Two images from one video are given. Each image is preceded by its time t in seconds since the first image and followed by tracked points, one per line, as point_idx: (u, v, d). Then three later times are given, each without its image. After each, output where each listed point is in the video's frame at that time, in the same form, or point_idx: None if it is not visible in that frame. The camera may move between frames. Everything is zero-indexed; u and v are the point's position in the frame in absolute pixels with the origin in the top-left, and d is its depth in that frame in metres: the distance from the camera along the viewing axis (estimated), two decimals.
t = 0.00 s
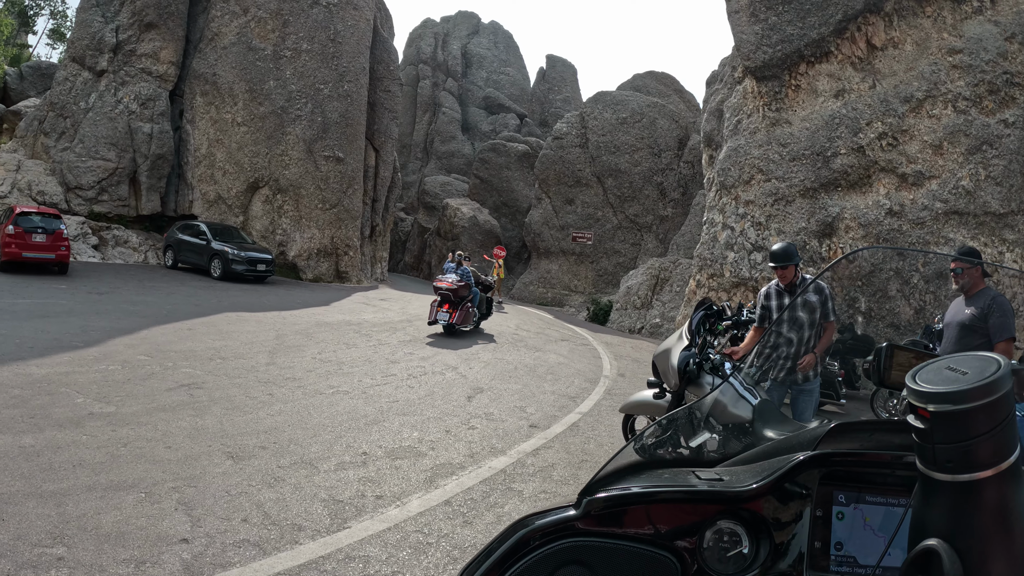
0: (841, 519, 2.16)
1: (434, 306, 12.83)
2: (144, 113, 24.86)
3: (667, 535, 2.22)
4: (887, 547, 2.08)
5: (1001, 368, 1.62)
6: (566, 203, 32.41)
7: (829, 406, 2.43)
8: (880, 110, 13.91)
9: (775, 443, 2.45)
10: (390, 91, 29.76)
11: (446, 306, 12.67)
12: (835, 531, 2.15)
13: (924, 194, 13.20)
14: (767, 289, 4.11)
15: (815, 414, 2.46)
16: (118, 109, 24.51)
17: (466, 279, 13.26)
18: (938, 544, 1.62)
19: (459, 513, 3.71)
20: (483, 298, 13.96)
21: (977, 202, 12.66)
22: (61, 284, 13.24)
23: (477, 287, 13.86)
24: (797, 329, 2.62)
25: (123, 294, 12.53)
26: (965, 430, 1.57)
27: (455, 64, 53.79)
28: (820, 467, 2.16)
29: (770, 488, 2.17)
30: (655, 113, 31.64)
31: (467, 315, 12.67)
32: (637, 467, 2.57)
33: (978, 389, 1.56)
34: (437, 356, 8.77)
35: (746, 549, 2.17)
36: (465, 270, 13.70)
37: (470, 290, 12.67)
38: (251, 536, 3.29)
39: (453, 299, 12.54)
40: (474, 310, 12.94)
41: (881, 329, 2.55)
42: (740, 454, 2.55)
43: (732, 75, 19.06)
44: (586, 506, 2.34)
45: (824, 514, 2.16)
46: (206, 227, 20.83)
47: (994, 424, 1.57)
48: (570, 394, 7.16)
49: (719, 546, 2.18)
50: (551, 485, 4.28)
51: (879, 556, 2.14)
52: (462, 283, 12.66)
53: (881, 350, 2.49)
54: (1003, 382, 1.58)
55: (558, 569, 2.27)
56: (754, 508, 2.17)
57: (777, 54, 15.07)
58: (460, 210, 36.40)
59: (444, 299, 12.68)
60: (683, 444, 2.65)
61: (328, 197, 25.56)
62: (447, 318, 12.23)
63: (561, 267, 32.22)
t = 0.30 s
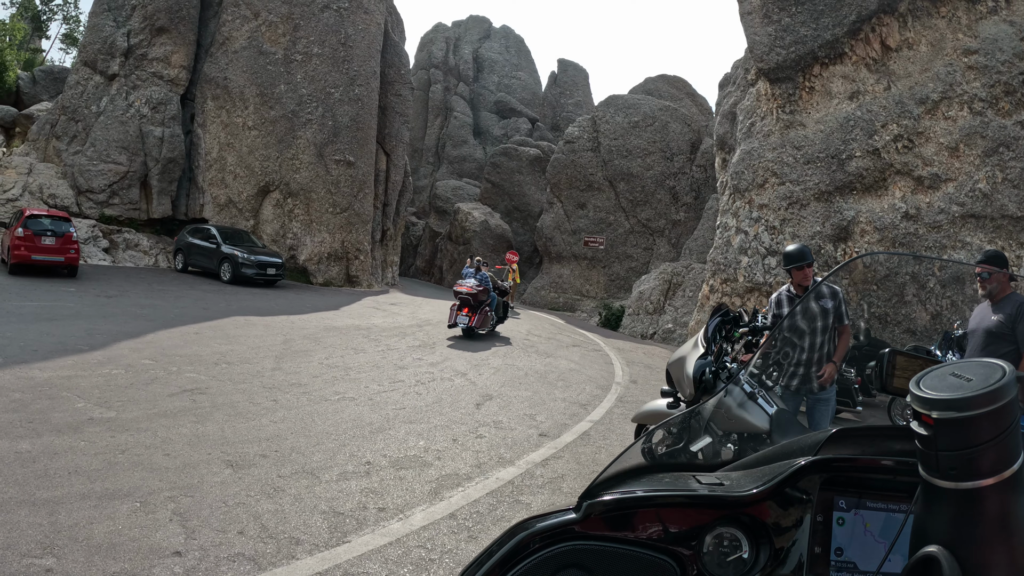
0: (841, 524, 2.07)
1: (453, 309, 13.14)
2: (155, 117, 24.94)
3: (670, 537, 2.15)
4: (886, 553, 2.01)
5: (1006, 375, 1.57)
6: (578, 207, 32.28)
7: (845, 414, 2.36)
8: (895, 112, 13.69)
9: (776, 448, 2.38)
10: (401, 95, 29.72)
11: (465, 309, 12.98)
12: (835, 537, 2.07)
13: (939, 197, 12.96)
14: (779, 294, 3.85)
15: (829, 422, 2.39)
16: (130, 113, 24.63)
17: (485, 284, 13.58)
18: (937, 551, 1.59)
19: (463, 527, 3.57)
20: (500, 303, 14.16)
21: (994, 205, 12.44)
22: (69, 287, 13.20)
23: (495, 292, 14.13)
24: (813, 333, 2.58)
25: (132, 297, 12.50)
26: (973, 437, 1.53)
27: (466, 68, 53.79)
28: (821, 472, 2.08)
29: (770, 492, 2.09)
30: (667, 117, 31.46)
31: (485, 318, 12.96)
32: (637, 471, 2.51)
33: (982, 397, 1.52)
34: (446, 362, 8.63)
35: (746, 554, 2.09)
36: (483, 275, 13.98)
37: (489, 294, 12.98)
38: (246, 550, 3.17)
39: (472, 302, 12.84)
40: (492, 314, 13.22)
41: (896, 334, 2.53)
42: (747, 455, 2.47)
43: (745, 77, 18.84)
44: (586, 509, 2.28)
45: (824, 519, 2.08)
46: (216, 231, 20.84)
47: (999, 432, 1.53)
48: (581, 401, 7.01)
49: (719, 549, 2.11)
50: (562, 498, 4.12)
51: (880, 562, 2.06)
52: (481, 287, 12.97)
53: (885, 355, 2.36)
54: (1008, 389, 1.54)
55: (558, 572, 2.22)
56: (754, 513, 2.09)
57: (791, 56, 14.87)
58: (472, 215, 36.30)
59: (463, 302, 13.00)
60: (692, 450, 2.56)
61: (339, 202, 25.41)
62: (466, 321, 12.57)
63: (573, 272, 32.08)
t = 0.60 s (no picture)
0: (833, 528, 2.17)
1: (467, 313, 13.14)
2: (163, 120, 24.93)
3: (658, 539, 2.31)
4: (878, 559, 2.08)
5: (995, 382, 1.71)
6: (587, 211, 32.07)
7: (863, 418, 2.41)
8: (910, 112, 13.41)
9: (768, 451, 2.44)
10: (409, 98, 29.57)
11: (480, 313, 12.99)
12: (826, 540, 2.17)
13: (956, 199, 12.67)
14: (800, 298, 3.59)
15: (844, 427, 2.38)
16: (137, 116, 24.63)
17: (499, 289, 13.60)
18: (927, 557, 1.73)
19: (462, 548, 3.35)
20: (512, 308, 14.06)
21: (1013, 207, 12.13)
22: (74, 290, 13.10)
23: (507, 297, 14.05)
24: (836, 340, 2.55)
25: (137, 301, 12.40)
26: (963, 443, 1.67)
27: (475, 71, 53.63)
28: (812, 476, 2.17)
29: (760, 496, 2.21)
30: (678, 120, 31.20)
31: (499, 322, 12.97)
32: (632, 471, 2.62)
33: (972, 403, 1.66)
34: (452, 368, 8.46)
35: (736, 556, 2.22)
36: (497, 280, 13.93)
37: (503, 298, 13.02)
38: (226, 571, 2.98)
39: (486, 306, 12.87)
40: (506, 318, 13.19)
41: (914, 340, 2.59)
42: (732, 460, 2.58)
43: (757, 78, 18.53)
44: (579, 510, 2.45)
45: (815, 523, 2.18)
46: (222, 234, 20.76)
47: (988, 439, 1.66)
48: (590, 409, 6.81)
49: (710, 551, 2.25)
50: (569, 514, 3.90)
51: (870, 567, 2.15)
52: (495, 292, 12.99)
53: (878, 361, 2.51)
54: (997, 397, 1.67)
55: (550, 571, 2.40)
56: (745, 516, 2.22)
57: (803, 55, 14.59)
58: (480, 218, 36.11)
59: (478, 307, 13.01)
60: (687, 451, 2.67)
61: (346, 205, 25.14)
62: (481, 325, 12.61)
63: (583, 276, 31.85)
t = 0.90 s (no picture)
0: (827, 538, 2.10)
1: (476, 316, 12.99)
2: (166, 123, 24.81)
3: (650, 548, 2.23)
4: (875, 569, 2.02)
5: (991, 393, 1.67)
6: (593, 213, 31.84)
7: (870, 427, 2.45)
8: (921, 111, 13.15)
9: (764, 460, 2.42)
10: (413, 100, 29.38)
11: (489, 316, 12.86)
12: (821, 551, 2.10)
13: (969, 200, 12.41)
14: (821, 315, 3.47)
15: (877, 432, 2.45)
16: (141, 119, 24.52)
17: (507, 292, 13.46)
18: (923, 566, 1.71)
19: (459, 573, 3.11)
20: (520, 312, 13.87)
21: None
22: (72, 294, 12.91)
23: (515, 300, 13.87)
24: (860, 349, 2.68)
25: (135, 304, 12.21)
26: (957, 453, 1.64)
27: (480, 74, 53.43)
28: (806, 486, 2.11)
29: (755, 506, 2.15)
30: (685, 121, 30.93)
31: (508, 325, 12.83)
32: (623, 481, 2.61)
33: (968, 414, 1.63)
34: (454, 375, 8.25)
35: (730, 565, 2.16)
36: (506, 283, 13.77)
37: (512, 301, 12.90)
38: None
39: (495, 309, 12.74)
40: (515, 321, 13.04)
41: (927, 345, 2.64)
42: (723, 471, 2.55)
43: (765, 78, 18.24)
44: (572, 518, 2.36)
45: (810, 533, 2.11)
46: (224, 236, 20.61)
47: (985, 448, 1.64)
48: (596, 418, 6.58)
49: (704, 561, 2.18)
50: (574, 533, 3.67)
51: None
52: (503, 295, 12.87)
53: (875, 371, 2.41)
54: (993, 407, 1.65)
55: None
56: (741, 526, 2.15)
57: (813, 54, 14.31)
58: (486, 221, 35.88)
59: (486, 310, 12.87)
60: (681, 461, 2.63)
61: (350, 208, 24.84)
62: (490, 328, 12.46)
63: (589, 279, 31.59)
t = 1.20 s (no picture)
0: (825, 538, 2.09)
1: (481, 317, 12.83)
2: (167, 123, 24.72)
3: (649, 550, 2.20)
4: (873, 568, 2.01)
5: (992, 393, 1.65)
6: (597, 214, 31.68)
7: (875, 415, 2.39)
8: (930, 110, 12.96)
9: (764, 460, 2.41)
10: (416, 100, 29.24)
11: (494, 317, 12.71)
12: (819, 549, 2.09)
13: (979, 199, 12.23)
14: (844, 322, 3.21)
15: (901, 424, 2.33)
16: (141, 119, 24.42)
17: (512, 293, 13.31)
18: (923, 565, 1.67)
19: None
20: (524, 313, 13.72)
21: None
22: (69, 294, 12.76)
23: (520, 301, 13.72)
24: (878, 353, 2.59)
25: (132, 305, 12.06)
26: (958, 454, 1.61)
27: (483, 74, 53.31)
28: (804, 486, 2.10)
29: (754, 507, 2.12)
30: (689, 121, 30.76)
31: (513, 326, 12.67)
32: (622, 482, 2.58)
33: (969, 411, 1.60)
34: (456, 378, 8.07)
35: (729, 566, 2.14)
36: (510, 282, 13.61)
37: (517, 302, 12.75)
38: None
39: (500, 309, 12.59)
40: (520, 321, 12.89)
41: (936, 347, 2.55)
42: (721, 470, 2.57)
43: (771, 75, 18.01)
44: (571, 521, 2.33)
45: (808, 533, 2.10)
46: (225, 237, 20.49)
47: (985, 447, 1.61)
48: (602, 423, 6.41)
49: (702, 561, 2.16)
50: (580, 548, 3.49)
51: None
52: (508, 295, 12.75)
53: (872, 369, 2.36)
54: (993, 407, 1.62)
55: None
56: (740, 527, 2.13)
57: (819, 52, 14.12)
58: (489, 222, 35.71)
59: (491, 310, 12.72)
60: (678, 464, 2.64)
61: (352, 208, 24.67)
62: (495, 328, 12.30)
63: (592, 280, 31.42)
